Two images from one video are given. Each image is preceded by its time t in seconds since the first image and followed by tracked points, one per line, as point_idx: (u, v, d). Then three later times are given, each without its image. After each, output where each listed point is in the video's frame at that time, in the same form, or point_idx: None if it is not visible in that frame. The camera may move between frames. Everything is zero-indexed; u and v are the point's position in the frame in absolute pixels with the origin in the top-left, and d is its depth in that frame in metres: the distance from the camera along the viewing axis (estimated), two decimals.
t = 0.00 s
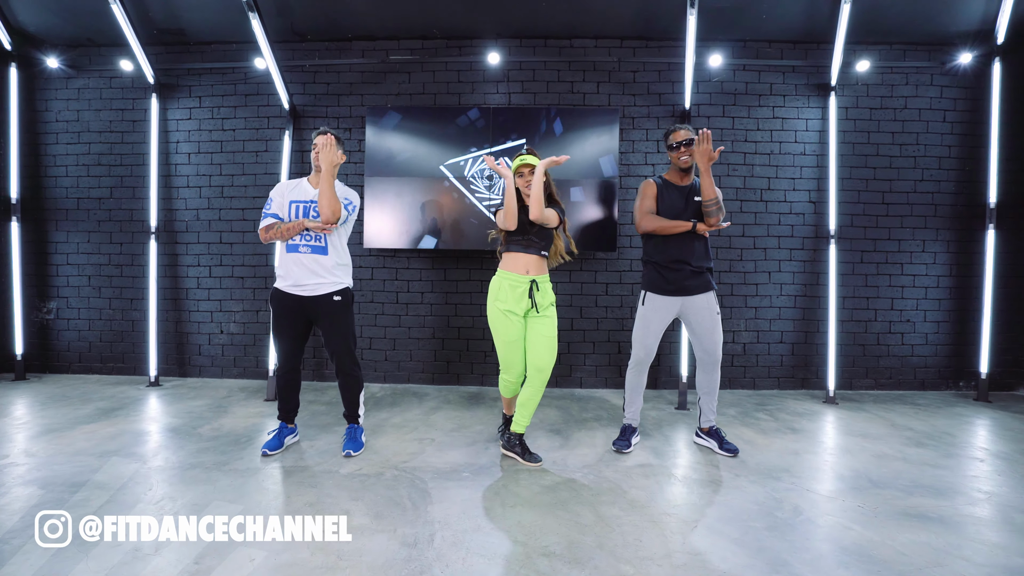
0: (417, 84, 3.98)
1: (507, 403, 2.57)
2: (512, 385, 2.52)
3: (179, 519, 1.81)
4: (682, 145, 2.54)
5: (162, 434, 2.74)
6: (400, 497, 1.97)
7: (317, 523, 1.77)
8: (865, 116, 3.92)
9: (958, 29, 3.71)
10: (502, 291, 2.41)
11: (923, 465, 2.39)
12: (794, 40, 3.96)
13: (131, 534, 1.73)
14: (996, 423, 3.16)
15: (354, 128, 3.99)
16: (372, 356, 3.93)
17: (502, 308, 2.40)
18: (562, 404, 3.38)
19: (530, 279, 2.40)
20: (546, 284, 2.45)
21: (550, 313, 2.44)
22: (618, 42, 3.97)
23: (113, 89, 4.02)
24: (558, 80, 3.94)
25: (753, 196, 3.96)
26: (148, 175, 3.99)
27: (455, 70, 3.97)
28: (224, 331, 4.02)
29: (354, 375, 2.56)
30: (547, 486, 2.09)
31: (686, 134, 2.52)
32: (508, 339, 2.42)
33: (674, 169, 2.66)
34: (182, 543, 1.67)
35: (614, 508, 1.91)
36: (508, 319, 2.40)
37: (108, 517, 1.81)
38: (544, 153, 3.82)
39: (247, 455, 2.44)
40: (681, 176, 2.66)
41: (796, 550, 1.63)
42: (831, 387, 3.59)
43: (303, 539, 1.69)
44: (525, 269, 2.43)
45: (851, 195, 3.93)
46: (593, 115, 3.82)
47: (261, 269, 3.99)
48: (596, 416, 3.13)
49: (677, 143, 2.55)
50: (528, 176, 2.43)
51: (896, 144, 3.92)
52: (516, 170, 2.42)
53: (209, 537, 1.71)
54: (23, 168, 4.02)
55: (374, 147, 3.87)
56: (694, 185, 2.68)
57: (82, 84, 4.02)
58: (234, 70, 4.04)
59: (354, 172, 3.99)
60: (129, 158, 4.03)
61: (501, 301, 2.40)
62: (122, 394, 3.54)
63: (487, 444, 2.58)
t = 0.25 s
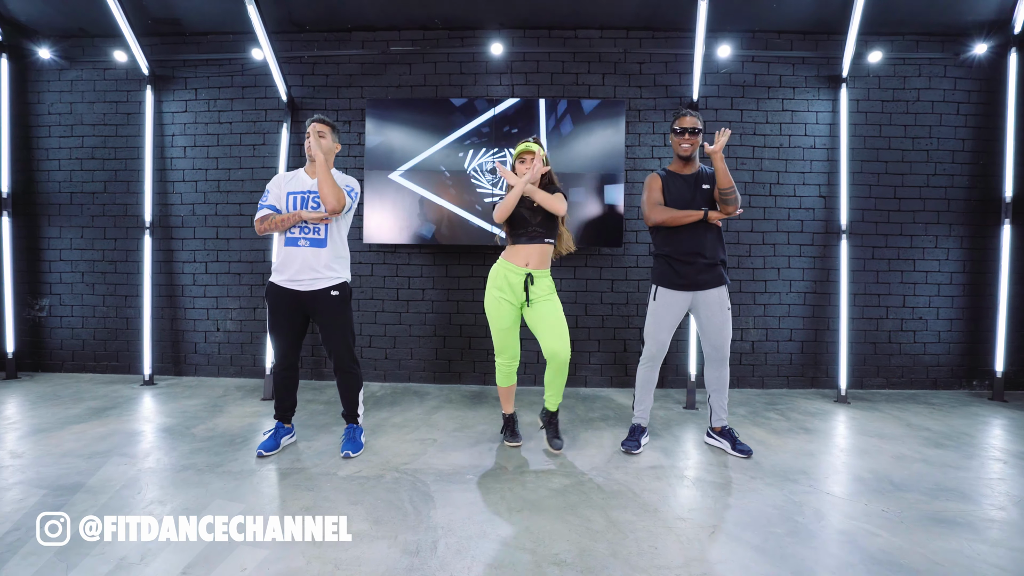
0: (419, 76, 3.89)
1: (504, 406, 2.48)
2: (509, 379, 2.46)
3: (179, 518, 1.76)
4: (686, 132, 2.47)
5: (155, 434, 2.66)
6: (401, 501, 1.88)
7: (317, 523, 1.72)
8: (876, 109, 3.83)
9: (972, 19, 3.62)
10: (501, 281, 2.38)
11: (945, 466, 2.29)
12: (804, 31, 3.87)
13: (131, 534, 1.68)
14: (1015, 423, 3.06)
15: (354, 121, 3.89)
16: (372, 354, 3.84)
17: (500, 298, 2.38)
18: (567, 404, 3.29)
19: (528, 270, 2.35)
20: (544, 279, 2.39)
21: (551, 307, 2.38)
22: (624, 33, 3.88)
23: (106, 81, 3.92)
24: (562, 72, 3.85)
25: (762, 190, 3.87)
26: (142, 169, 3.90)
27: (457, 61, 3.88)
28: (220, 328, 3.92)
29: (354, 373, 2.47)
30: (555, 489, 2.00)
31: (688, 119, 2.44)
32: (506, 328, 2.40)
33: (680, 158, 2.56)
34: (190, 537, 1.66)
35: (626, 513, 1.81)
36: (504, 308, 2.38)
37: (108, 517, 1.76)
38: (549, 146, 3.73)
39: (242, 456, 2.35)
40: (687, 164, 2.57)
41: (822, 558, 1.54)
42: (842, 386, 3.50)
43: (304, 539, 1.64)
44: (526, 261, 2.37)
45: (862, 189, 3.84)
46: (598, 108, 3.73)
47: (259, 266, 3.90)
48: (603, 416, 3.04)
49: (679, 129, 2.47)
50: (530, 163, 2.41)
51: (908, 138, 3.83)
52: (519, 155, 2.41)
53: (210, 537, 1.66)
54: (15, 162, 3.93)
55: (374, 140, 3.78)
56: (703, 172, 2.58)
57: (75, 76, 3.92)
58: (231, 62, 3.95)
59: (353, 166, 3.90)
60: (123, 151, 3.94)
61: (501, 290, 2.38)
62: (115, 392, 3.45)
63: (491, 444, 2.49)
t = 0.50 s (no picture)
0: (417, 72, 3.79)
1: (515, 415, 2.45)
2: (518, 382, 2.45)
3: (178, 519, 1.79)
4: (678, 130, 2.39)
5: (144, 441, 2.57)
6: (396, 516, 1.79)
7: (316, 523, 1.74)
8: (886, 105, 3.73)
9: (985, 13, 3.52)
10: (503, 286, 2.40)
11: (964, 476, 2.20)
12: (812, 26, 3.77)
13: (131, 534, 1.71)
14: None
15: (351, 118, 3.80)
16: (369, 357, 3.74)
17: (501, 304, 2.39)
18: (569, 409, 3.20)
19: (522, 274, 2.32)
20: (541, 280, 2.29)
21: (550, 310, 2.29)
22: (627, 27, 3.79)
23: (97, 77, 3.83)
24: (564, 68, 3.75)
25: (769, 189, 3.78)
26: (134, 167, 3.81)
27: (456, 56, 3.79)
28: (214, 331, 3.83)
29: (350, 379, 2.38)
30: (558, 501, 1.91)
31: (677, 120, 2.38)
32: (510, 332, 2.39)
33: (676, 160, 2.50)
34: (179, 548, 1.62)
35: (633, 529, 1.72)
36: (506, 314, 2.38)
37: (108, 517, 1.78)
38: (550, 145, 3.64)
39: (232, 466, 2.26)
40: (684, 165, 2.49)
41: None
42: (852, 390, 3.40)
43: (303, 540, 1.66)
44: (523, 262, 2.34)
45: (872, 187, 3.74)
46: (601, 105, 3.64)
47: (253, 266, 3.80)
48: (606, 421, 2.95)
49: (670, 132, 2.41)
50: (533, 157, 2.32)
51: (919, 135, 3.73)
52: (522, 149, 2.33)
53: (209, 537, 1.68)
54: (4, 161, 3.84)
55: (372, 139, 3.69)
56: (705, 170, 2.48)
57: (65, 73, 3.83)
58: (225, 57, 3.85)
59: (350, 164, 3.81)
60: (114, 150, 3.84)
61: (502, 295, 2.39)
62: (105, 397, 3.36)
63: (491, 453, 2.40)
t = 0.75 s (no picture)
0: (414, 68, 3.72)
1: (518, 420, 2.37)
2: (529, 385, 2.37)
3: (179, 518, 1.78)
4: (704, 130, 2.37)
5: (131, 447, 2.49)
6: (389, 527, 1.70)
7: (317, 523, 1.73)
8: (893, 102, 3.65)
9: (994, 7, 3.45)
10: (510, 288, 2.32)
11: (983, 483, 2.11)
12: (817, 21, 3.70)
13: (131, 534, 1.70)
14: None
15: (347, 115, 3.72)
16: (365, 359, 3.66)
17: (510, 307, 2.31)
18: (570, 412, 3.11)
19: (529, 273, 2.25)
20: (549, 277, 2.22)
21: (562, 306, 2.21)
22: (629, 23, 3.71)
23: (88, 74, 3.76)
24: (564, 64, 3.68)
25: (774, 187, 3.70)
26: (125, 166, 3.73)
27: (454, 53, 3.71)
28: (207, 332, 3.75)
29: (344, 383, 2.29)
30: (559, 511, 1.82)
31: (706, 118, 2.36)
32: (523, 335, 2.32)
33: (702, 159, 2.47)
34: (182, 547, 1.62)
35: (639, 541, 1.63)
36: (515, 317, 2.30)
37: (109, 516, 1.78)
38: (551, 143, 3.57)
39: (220, 473, 2.18)
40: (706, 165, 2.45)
41: None
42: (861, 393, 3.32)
43: (304, 538, 1.66)
44: (526, 263, 2.28)
45: (879, 185, 3.66)
46: (603, 103, 3.56)
47: (247, 267, 3.72)
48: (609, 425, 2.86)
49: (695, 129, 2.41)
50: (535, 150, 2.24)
51: (927, 132, 3.65)
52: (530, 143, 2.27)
53: (210, 537, 1.68)
54: None
55: (368, 136, 3.61)
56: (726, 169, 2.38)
57: (56, 69, 3.76)
58: (219, 54, 3.78)
59: (346, 163, 3.73)
60: (106, 148, 3.77)
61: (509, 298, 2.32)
62: (95, 400, 3.28)
63: (489, 459, 2.31)
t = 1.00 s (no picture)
0: (413, 61, 3.64)
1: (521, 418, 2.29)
2: (534, 385, 2.29)
3: (179, 519, 1.73)
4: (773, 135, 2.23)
5: (120, 448, 2.41)
6: (386, 533, 1.62)
7: (317, 523, 1.69)
8: (903, 95, 3.58)
9: None
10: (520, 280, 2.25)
11: (1005, 487, 2.02)
12: (825, 13, 3.62)
13: (131, 534, 1.64)
14: None
15: (344, 109, 3.64)
16: (363, 359, 3.58)
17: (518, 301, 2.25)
18: (574, 413, 3.03)
19: (537, 267, 2.17)
20: (556, 274, 2.13)
21: (567, 304, 2.13)
22: (633, 14, 3.63)
23: (80, 67, 3.68)
24: (567, 57, 3.60)
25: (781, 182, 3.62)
26: (118, 161, 3.65)
27: (455, 45, 3.63)
28: (202, 331, 3.67)
29: (339, 386, 2.20)
30: (565, 516, 1.74)
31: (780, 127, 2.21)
32: (529, 331, 2.25)
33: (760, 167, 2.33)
34: (178, 548, 1.56)
35: (648, 548, 1.55)
36: (522, 312, 2.25)
37: (109, 518, 1.72)
38: (553, 138, 3.50)
39: (212, 476, 2.10)
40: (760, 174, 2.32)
41: None
42: (871, 393, 3.24)
43: (303, 540, 1.61)
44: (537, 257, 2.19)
45: (888, 181, 3.59)
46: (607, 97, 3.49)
47: (242, 264, 3.64)
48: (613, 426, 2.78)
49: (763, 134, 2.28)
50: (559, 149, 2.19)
51: (938, 126, 3.57)
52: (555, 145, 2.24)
53: (209, 538, 1.63)
54: None
55: (367, 130, 3.52)
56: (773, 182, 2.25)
57: (48, 63, 3.68)
58: (214, 47, 3.70)
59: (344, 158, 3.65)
60: (98, 143, 3.69)
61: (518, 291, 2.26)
62: (86, 400, 3.19)
63: (490, 461, 2.23)
